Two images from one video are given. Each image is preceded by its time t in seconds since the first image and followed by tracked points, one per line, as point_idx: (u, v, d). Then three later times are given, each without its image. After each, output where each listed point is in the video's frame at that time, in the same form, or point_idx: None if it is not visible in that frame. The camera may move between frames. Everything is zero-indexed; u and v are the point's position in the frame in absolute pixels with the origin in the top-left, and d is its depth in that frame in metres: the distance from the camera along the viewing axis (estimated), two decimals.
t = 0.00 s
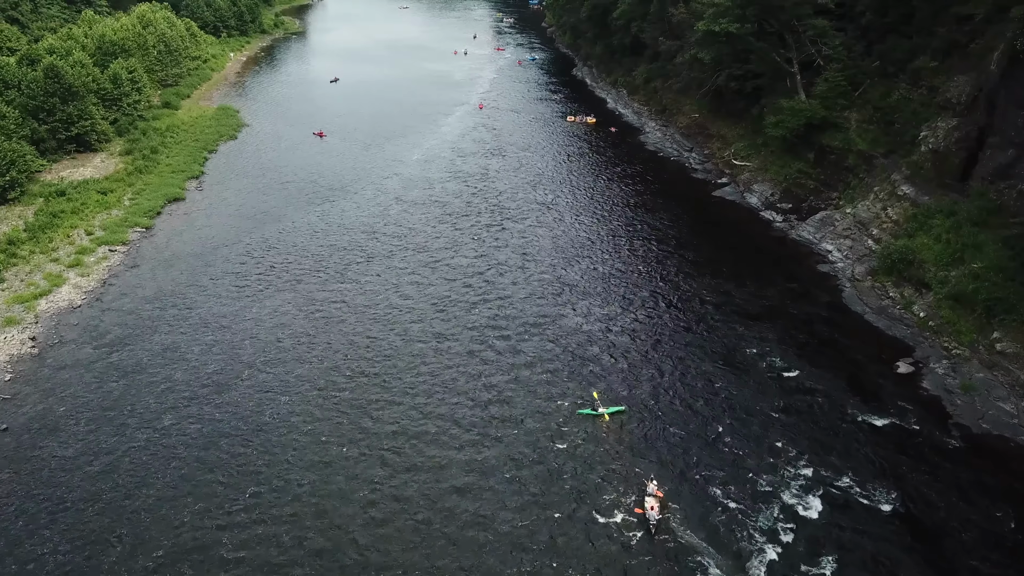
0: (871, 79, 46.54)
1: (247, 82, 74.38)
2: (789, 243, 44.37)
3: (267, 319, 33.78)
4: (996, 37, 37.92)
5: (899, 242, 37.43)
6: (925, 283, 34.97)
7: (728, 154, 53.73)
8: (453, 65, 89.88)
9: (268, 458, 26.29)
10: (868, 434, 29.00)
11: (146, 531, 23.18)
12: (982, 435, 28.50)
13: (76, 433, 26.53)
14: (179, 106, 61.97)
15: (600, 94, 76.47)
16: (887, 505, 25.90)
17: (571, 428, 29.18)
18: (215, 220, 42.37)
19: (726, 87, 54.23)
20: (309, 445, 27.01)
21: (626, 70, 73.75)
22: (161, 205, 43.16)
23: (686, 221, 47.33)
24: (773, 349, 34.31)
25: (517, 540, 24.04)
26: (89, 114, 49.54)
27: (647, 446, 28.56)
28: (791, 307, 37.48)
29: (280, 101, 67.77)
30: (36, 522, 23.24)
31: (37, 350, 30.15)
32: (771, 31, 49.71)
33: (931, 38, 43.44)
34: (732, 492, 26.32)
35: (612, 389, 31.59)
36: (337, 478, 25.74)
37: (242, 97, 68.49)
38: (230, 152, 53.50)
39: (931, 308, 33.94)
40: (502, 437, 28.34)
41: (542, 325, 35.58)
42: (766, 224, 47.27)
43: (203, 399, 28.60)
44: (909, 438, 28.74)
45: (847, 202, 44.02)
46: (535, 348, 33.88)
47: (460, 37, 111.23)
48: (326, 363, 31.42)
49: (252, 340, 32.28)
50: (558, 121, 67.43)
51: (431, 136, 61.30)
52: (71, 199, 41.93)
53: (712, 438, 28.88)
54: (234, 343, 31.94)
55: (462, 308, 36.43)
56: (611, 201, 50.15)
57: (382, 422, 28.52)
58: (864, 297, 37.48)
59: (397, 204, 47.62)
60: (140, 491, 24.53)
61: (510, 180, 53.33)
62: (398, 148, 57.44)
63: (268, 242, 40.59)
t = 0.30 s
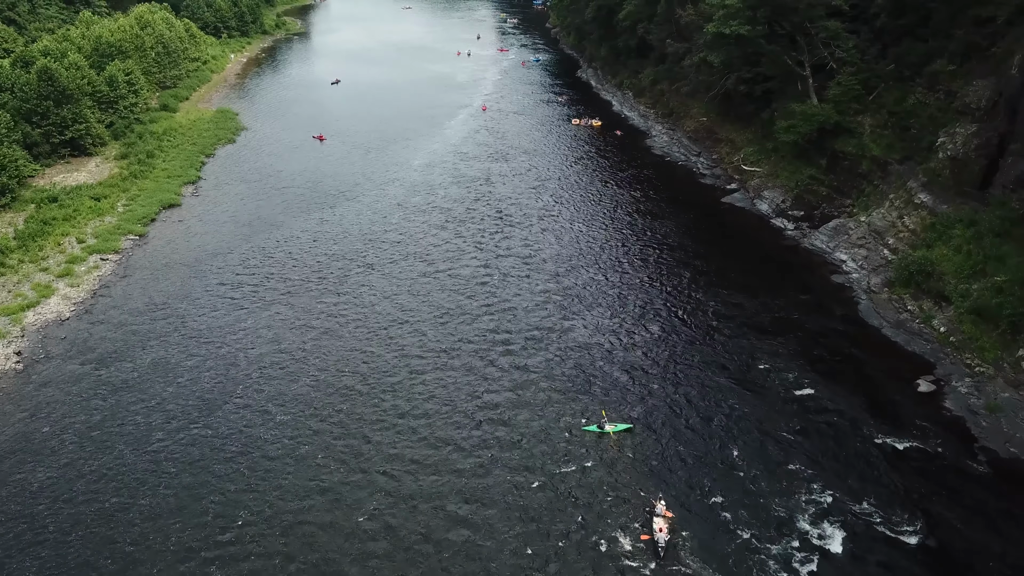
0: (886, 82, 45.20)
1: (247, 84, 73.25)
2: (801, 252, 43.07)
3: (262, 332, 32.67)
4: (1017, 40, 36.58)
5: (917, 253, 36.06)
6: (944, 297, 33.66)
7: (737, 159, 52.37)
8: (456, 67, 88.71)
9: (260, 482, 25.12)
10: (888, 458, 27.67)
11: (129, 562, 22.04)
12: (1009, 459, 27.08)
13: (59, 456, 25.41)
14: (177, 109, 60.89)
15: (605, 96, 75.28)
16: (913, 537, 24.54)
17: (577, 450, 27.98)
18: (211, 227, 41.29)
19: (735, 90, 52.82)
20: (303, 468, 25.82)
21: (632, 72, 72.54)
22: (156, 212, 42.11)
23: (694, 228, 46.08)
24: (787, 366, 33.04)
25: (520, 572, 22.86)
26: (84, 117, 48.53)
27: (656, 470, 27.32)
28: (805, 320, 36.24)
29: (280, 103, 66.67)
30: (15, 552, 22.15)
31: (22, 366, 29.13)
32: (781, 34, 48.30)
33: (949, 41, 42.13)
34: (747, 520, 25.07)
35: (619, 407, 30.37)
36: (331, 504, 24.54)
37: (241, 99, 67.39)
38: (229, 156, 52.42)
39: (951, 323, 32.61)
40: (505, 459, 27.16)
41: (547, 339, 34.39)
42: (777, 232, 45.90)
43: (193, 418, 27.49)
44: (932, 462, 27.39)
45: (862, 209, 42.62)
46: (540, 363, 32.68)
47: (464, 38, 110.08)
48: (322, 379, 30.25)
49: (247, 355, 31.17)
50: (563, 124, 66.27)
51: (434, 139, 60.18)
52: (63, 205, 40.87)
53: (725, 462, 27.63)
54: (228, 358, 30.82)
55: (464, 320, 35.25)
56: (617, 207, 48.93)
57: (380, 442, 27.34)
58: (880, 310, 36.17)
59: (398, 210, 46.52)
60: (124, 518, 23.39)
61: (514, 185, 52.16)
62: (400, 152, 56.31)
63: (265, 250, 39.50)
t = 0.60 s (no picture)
0: (903, 86, 43.84)
1: (248, 85, 72.17)
2: (815, 261, 41.67)
3: (257, 345, 31.53)
4: None
5: (938, 264, 34.72)
6: (966, 309, 32.44)
7: (747, 164, 50.96)
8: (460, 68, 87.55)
9: (252, 508, 23.95)
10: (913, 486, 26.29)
11: None
12: None
13: (43, 478, 24.40)
14: (176, 112, 59.85)
15: (611, 99, 74.10)
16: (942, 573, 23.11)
17: (584, 473, 26.74)
18: (207, 234, 40.19)
19: (745, 93, 51.37)
20: (298, 493, 24.66)
21: (638, 74, 71.35)
22: (151, 218, 41.06)
23: (704, 236, 44.78)
24: (803, 383, 31.72)
25: None
26: (79, 120, 47.57)
27: (667, 496, 26.01)
28: (820, 333, 34.94)
29: (281, 106, 65.52)
30: None
31: (7, 383, 28.11)
32: (794, 36, 46.81)
33: (968, 45, 40.86)
34: (764, 553, 23.72)
35: (628, 427, 29.08)
36: (326, 532, 23.38)
37: (241, 101, 66.27)
38: (227, 160, 51.31)
39: (975, 339, 31.38)
40: (509, 484, 25.95)
41: (552, 353, 33.11)
42: (788, 240, 44.48)
43: (183, 438, 26.39)
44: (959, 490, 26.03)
45: (878, 218, 41.11)
46: (545, 378, 31.42)
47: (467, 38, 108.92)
48: (318, 397, 29.06)
49: (241, 370, 30.03)
50: (568, 128, 65.08)
51: (437, 143, 59.04)
52: (56, 211, 39.83)
53: (739, 489, 26.27)
54: (222, 373, 29.70)
55: (467, 333, 34.01)
56: (624, 214, 47.64)
57: (378, 465, 26.14)
58: (899, 324, 34.81)
59: (399, 216, 45.35)
60: (108, 548, 22.26)
61: (519, 190, 50.94)
62: (402, 156, 55.15)
63: (262, 258, 38.38)
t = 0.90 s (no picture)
0: (927, 91, 42.18)
1: (254, 87, 71.19)
2: (834, 272, 40.20)
3: (257, 359, 30.50)
4: None
5: (965, 278, 32.91)
6: (996, 325, 30.81)
7: (763, 170, 49.47)
8: (469, 69, 86.40)
9: (246, 535, 22.88)
10: (944, 517, 24.79)
11: None
12: None
13: (33, 500, 23.52)
14: (180, 114, 58.92)
15: (623, 101, 72.81)
16: None
17: (595, 498, 25.46)
18: (208, 241, 39.24)
19: (761, 97, 49.85)
20: (294, 518, 23.56)
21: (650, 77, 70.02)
22: (151, 224, 40.17)
23: (719, 245, 43.40)
24: (824, 404, 30.28)
25: None
26: (81, 123, 46.76)
27: (682, 523, 24.66)
28: (842, 349, 33.53)
29: (287, 108, 64.58)
30: None
31: None
32: (813, 39, 45.30)
33: (996, 48, 39.23)
34: None
35: (641, 448, 27.79)
36: (323, 561, 22.27)
37: (247, 103, 65.35)
38: (231, 164, 50.38)
39: (1006, 357, 29.84)
40: (516, 508, 24.72)
41: (561, 368, 31.85)
42: (806, 250, 42.99)
43: (178, 458, 25.41)
44: (994, 523, 24.52)
45: (900, 228, 39.46)
46: (554, 396, 30.19)
47: (476, 39, 107.70)
48: (318, 415, 27.95)
49: (240, 385, 29.01)
50: (579, 131, 63.82)
51: (445, 146, 57.94)
52: (54, 217, 39.01)
53: (758, 516, 24.87)
54: (220, 389, 28.69)
55: (473, 346, 32.82)
56: (636, 221, 46.30)
57: (379, 487, 25.01)
58: (925, 341, 33.30)
59: (406, 222, 44.23)
60: None
61: (529, 195, 49.71)
62: (409, 160, 54.04)
63: (265, 266, 37.38)
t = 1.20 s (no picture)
0: (951, 96, 40.62)
1: (261, 89, 70.35)
2: (856, 284, 38.75)
3: (256, 374, 29.48)
4: None
5: (994, 294, 30.95)
6: None
7: (780, 177, 47.97)
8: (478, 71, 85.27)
9: (240, 564, 21.82)
10: (979, 552, 23.34)
11: None
12: None
13: (20, 525, 22.59)
14: (185, 116, 58.10)
15: (635, 105, 71.58)
16: None
17: (607, 525, 24.24)
18: (210, 249, 38.31)
19: (778, 102, 48.39)
20: (291, 546, 22.49)
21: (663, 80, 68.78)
22: (152, 231, 39.32)
23: (735, 255, 42.02)
24: (848, 426, 28.87)
25: None
26: (83, 126, 45.95)
27: (699, 554, 23.38)
28: (865, 367, 32.10)
29: (293, 110, 63.64)
30: None
31: None
32: (834, 42, 43.73)
33: None
34: None
35: (656, 472, 26.53)
36: None
37: (253, 105, 64.44)
38: (236, 167, 49.46)
39: None
40: (523, 536, 23.54)
41: (572, 385, 30.60)
42: (825, 260, 41.51)
43: (173, 479, 24.47)
44: None
45: (923, 238, 37.77)
46: (565, 414, 28.97)
47: (486, 40, 106.61)
48: (317, 433, 26.86)
49: (240, 401, 28.00)
50: (590, 135, 62.59)
51: (453, 150, 56.84)
52: (52, 223, 38.19)
53: (779, 548, 23.56)
54: (218, 405, 27.68)
55: (481, 360, 31.63)
56: (649, 229, 45.01)
57: (381, 513, 23.88)
58: (953, 359, 31.70)
59: (413, 228, 43.11)
60: None
61: (539, 201, 48.48)
62: (417, 164, 52.97)
63: (267, 275, 36.39)
